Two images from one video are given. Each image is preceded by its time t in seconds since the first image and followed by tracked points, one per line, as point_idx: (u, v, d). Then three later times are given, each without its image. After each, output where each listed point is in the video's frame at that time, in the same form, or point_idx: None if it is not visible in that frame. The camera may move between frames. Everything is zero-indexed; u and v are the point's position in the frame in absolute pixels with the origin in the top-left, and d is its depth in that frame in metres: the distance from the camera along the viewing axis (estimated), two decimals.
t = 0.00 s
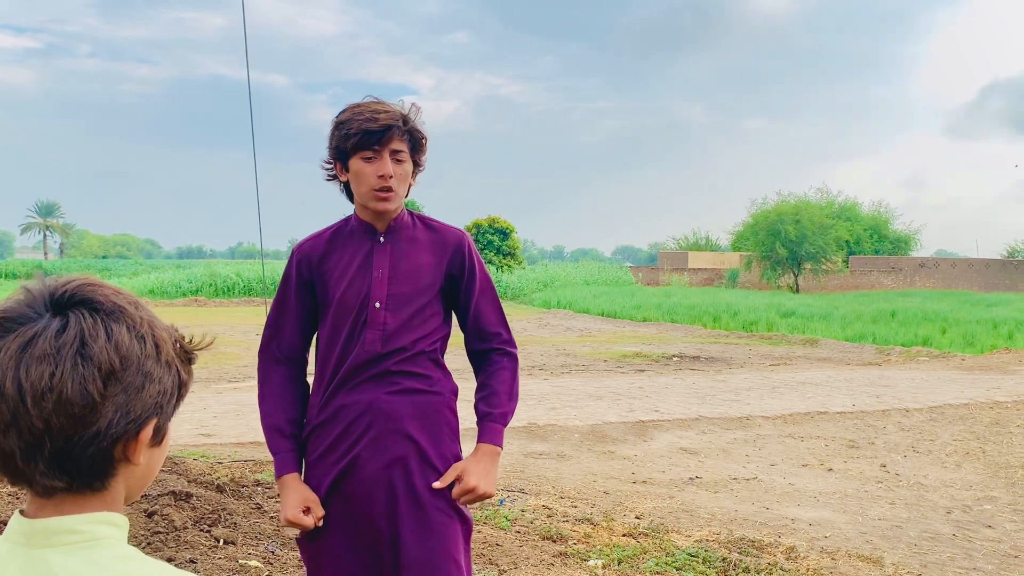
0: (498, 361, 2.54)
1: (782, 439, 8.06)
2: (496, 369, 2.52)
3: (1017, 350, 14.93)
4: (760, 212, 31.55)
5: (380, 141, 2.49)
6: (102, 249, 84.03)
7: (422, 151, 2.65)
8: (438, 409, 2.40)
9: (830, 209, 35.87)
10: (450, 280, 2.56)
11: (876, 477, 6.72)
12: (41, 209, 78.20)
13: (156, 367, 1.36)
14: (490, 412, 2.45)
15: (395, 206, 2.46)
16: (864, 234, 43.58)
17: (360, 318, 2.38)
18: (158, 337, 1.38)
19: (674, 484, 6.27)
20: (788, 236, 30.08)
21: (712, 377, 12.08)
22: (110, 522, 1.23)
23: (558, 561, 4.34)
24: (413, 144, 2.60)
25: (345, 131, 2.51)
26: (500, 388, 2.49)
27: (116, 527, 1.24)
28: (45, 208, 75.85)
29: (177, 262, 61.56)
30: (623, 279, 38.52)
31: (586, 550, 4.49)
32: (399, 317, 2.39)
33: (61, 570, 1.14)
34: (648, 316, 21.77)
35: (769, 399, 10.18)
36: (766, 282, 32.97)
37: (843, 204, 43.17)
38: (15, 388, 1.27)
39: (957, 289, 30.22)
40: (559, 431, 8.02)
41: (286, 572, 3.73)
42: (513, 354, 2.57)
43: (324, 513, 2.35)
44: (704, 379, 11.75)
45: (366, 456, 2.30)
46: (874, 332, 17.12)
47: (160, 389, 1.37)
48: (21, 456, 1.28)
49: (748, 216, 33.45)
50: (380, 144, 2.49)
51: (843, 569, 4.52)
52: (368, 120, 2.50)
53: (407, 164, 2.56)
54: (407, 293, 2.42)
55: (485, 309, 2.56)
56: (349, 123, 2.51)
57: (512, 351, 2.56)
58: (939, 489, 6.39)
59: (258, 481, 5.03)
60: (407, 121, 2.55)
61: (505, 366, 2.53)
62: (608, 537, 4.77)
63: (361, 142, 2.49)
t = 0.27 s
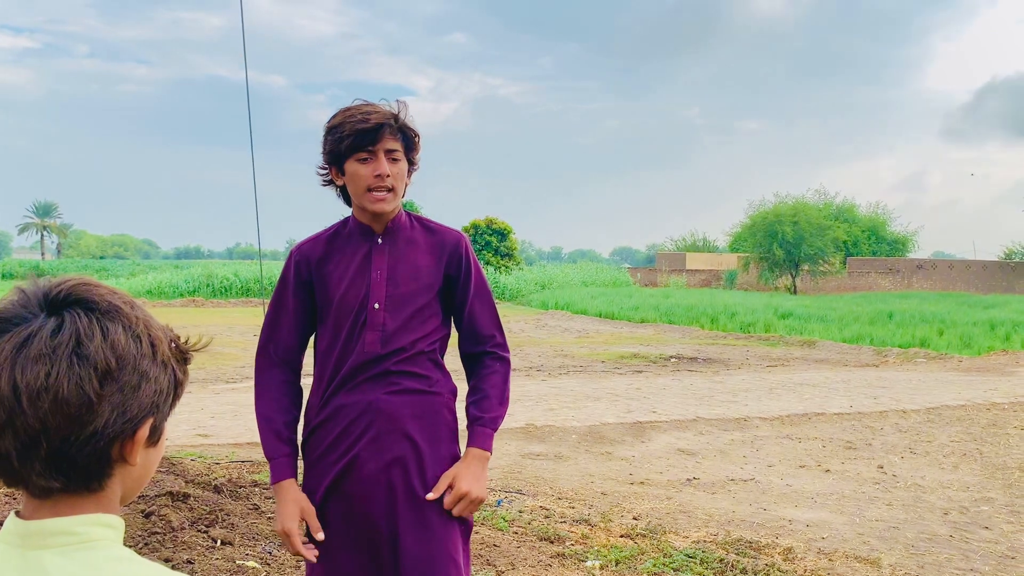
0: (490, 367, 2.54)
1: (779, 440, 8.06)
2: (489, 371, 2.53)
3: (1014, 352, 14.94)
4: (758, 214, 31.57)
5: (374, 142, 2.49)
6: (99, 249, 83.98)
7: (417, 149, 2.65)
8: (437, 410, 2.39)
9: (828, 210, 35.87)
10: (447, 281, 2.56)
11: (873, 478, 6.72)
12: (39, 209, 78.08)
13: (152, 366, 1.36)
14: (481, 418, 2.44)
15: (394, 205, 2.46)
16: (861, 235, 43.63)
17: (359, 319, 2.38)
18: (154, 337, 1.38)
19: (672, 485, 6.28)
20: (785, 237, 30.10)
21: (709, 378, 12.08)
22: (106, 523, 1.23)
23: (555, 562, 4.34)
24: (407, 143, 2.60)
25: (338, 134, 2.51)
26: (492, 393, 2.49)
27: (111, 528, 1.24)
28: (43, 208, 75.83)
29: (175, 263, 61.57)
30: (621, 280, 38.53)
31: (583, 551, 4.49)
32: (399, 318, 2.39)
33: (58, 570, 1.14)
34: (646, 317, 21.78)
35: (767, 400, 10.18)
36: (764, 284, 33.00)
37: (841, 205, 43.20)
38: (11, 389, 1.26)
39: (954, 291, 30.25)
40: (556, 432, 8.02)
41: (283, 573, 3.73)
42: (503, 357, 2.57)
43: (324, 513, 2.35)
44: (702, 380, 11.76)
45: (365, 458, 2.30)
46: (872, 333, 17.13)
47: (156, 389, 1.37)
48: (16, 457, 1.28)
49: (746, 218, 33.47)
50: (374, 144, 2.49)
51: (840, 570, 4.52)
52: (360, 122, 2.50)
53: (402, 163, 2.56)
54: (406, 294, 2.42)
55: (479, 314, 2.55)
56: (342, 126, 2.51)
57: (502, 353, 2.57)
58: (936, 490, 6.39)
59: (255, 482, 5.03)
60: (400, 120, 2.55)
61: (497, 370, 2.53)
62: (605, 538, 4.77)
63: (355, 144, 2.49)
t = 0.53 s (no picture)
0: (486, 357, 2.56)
1: (778, 441, 8.07)
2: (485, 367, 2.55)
3: (1013, 353, 14.96)
4: (757, 214, 31.57)
5: (378, 144, 2.48)
6: (98, 249, 83.92)
7: (417, 150, 2.65)
8: (437, 409, 2.41)
9: (826, 211, 35.88)
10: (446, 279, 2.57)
11: (872, 479, 6.73)
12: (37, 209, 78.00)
13: (144, 366, 1.36)
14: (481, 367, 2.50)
15: (397, 208, 2.47)
16: (860, 237, 43.67)
17: (359, 317, 2.38)
18: (146, 336, 1.38)
19: (670, 486, 6.28)
20: (784, 238, 30.11)
21: (708, 379, 12.09)
22: (99, 524, 1.24)
23: (554, 563, 4.34)
24: (408, 144, 2.60)
25: (343, 136, 2.49)
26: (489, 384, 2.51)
27: (105, 529, 1.25)
28: (42, 207, 75.79)
29: (173, 262, 61.54)
30: (620, 280, 38.55)
31: (582, 552, 4.49)
32: (399, 316, 2.40)
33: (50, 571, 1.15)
34: (645, 318, 21.78)
35: (765, 401, 10.19)
36: (763, 285, 33.04)
37: (840, 206, 43.23)
38: (3, 390, 1.27)
39: (953, 292, 30.27)
40: (555, 432, 8.02)
41: (282, 572, 3.73)
42: (498, 354, 2.59)
43: (323, 510, 2.35)
44: (700, 381, 11.76)
45: (367, 456, 2.31)
46: (870, 334, 17.15)
47: (148, 389, 1.37)
48: (8, 458, 1.28)
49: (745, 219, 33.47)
50: (379, 147, 2.48)
51: (838, 571, 4.53)
52: (364, 123, 2.48)
53: (405, 164, 2.56)
54: (406, 292, 2.43)
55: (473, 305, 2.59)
56: (346, 129, 2.50)
57: (497, 350, 2.59)
58: (934, 491, 6.40)
59: (254, 482, 5.03)
60: (402, 121, 2.55)
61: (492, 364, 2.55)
62: (603, 538, 4.78)
63: (359, 146, 2.48)
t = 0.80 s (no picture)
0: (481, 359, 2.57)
1: (776, 441, 8.08)
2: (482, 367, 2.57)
3: (1011, 354, 14.98)
4: (756, 215, 31.59)
5: (382, 140, 2.48)
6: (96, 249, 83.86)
7: (418, 149, 2.66)
8: (439, 409, 2.41)
9: (825, 211, 35.90)
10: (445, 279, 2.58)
11: (870, 479, 6.74)
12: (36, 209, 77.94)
13: (137, 366, 1.36)
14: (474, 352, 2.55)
15: (400, 205, 2.47)
16: (859, 238, 43.71)
17: (362, 317, 2.38)
18: (139, 336, 1.38)
19: (669, 486, 6.28)
20: (783, 239, 30.14)
21: (706, 379, 12.10)
22: (94, 524, 1.24)
23: (553, 563, 4.35)
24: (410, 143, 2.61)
25: (346, 132, 2.49)
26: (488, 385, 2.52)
27: (100, 529, 1.25)
28: (40, 207, 75.75)
29: (172, 262, 61.51)
30: (618, 281, 38.57)
31: (580, 552, 4.49)
32: (402, 316, 2.40)
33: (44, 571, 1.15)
34: (643, 318, 21.80)
35: (764, 401, 10.20)
36: (761, 285, 33.05)
37: (838, 207, 43.27)
38: None
39: (951, 293, 30.31)
40: (553, 433, 8.02)
41: (280, 573, 3.73)
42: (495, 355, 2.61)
43: (325, 511, 2.35)
44: (699, 382, 11.77)
45: (370, 457, 2.31)
46: (869, 335, 17.17)
47: (142, 389, 1.37)
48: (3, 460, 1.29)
49: (744, 219, 33.49)
50: (383, 143, 2.49)
51: (836, 571, 4.53)
52: (368, 119, 2.49)
53: (407, 163, 2.57)
54: (409, 293, 2.43)
55: (470, 304, 2.60)
56: (349, 125, 2.50)
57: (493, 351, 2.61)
58: (932, 492, 6.40)
59: (253, 482, 5.03)
60: (405, 120, 2.56)
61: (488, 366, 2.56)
62: (602, 539, 4.78)
63: (362, 141, 2.48)
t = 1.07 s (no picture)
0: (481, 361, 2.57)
1: (775, 442, 8.08)
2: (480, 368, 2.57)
3: (1008, 355, 15.01)
4: (754, 215, 31.63)
5: (385, 137, 2.48)
6: (94, 250, 83.83)
7: (418, 149, 2.67)
8: (439, 410, 2.41)
9: (823, 212, 35.94)
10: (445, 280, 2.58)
11: (868, 480, 6.74)
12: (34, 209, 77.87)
13: (135, 366, 1.36)
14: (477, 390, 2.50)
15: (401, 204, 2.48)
16: (857, 238, 43.77)
17: (362, 319, 2.38)
18: (137, 336, 1.38)
19: (668, 487, 6.29)
20: (781, 240, 30.17)
21: (705, 380, 12.11)
22: (93, 524, 1.23)
23: (551, 563, 4.35)
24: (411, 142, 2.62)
25: (348, 129, 2.49)
26: (489, 388, 2.52)
27: (99, 529, 1.24)
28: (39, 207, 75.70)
29: (171, 263, 61.49)
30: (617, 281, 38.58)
31: (578, 552, 4.49)
32: (402, 318, 2.40)
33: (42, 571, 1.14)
34: (642, 319, 21.81)
35: (762, 402, 10.21)
36: (760, 286, 33.07)
37: (836, 208, 43.34)
38: None
39: (949, 293, 30.35)
40: (552, 433, 8.02)
41: (278, 574, 3.73)
42: (493, 356, 2.61)
43: (325, 512, 2.35)
44: (697, 382, 11.78)
45: (370, 458, 2.30)
46: (867, 336, 17.19)
47: (141, 388, 1.37)
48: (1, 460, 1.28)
49: (742, 220, 33.53)
50: (386, 139, 2.49)
51: (835, 572, 4.53)
52: (371, 116, 2.49)
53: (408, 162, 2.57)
54: (409, 294, 2.43)
55: (471, 304, 2.59)
56: (352, 122, 2.49)
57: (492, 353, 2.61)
58: (931, 492, 6.41)
59: (251, 483, 5.02)
60: (408, 119, 2.57)
61: (488, 372, 2.56)
62: (600, 539, 4.78)
63: (365, 138, 2.48)
